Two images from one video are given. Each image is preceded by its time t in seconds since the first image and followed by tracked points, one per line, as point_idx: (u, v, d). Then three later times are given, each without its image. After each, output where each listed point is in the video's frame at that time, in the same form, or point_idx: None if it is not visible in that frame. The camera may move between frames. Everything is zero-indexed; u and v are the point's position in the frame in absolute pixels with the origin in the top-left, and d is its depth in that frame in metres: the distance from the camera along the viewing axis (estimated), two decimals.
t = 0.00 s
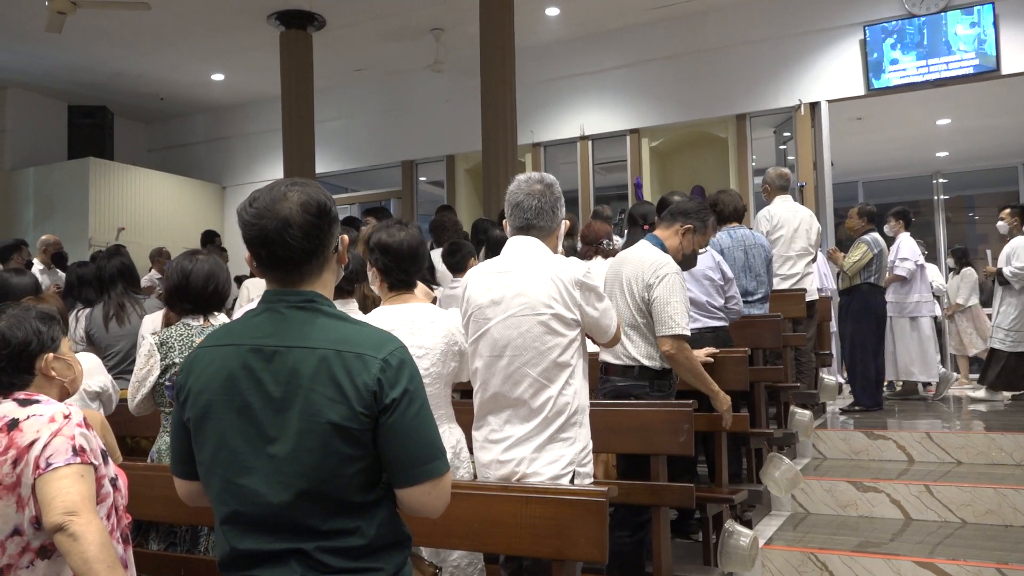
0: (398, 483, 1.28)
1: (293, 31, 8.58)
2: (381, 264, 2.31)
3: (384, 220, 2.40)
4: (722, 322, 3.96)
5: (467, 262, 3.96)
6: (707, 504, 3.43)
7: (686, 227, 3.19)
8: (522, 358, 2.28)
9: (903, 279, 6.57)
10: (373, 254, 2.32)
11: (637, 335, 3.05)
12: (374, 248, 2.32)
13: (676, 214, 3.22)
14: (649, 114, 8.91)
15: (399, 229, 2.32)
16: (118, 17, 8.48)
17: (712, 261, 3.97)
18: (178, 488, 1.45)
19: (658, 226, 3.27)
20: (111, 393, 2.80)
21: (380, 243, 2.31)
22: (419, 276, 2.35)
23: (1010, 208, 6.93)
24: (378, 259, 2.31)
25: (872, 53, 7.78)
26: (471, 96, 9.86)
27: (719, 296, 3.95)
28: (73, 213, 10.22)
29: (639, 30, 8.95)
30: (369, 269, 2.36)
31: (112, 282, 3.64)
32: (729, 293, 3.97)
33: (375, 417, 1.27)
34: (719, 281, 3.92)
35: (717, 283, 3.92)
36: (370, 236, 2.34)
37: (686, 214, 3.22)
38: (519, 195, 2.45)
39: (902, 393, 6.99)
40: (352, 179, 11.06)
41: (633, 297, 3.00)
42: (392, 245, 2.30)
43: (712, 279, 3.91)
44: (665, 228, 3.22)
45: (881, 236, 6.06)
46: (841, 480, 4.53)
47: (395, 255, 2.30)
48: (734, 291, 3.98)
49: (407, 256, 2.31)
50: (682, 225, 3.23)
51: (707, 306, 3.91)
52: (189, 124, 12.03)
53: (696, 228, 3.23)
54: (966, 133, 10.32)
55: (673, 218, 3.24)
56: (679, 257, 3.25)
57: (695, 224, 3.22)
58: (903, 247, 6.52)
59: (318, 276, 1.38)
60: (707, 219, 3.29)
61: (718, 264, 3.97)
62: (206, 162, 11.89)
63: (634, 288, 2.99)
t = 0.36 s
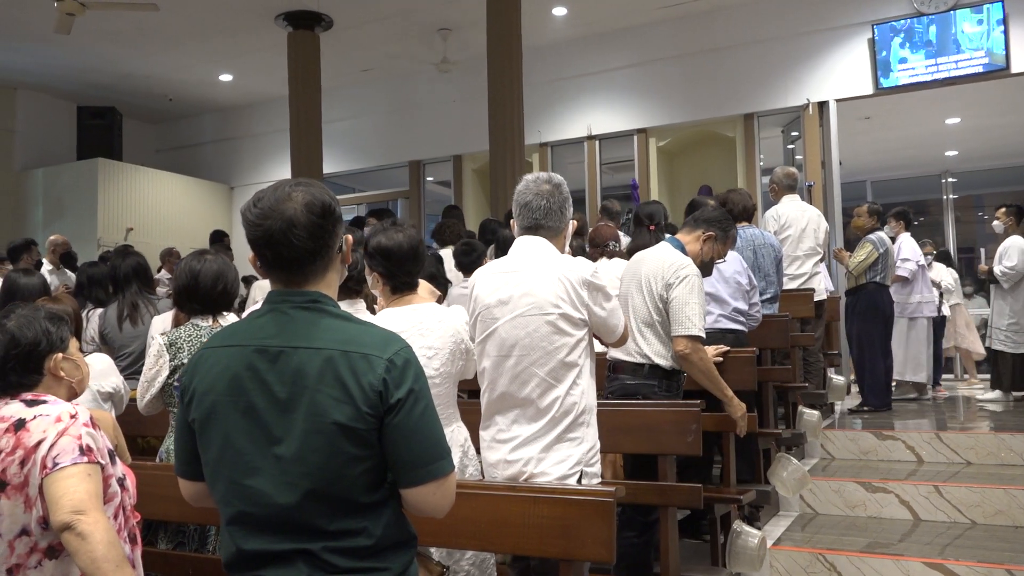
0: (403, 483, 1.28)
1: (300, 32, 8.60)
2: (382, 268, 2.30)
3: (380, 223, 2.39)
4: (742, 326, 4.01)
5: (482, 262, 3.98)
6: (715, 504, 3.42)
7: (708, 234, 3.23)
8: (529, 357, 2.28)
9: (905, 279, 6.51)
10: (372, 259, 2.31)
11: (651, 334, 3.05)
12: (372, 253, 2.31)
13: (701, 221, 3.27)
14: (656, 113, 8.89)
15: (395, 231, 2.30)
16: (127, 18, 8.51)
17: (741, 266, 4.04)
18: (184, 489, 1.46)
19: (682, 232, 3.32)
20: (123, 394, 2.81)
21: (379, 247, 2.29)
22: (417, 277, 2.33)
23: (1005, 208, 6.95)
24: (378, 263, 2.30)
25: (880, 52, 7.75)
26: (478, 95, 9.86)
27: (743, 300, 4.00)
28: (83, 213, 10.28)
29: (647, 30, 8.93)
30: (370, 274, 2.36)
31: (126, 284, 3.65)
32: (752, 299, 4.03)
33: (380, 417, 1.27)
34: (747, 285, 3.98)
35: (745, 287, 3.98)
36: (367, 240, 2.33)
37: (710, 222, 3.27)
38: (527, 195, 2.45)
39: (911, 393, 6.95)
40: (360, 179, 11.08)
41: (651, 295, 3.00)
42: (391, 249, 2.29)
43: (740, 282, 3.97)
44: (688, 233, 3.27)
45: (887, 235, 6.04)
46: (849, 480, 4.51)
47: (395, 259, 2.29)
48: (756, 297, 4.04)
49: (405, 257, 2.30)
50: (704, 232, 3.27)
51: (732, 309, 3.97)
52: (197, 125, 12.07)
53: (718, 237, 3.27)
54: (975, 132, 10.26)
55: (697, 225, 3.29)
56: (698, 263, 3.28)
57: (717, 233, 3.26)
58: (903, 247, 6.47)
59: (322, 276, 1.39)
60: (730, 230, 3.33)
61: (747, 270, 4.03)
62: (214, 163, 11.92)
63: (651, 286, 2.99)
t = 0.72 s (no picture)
0: (409, 482, 1.28)
1: (309, 32, 8.61)
2: (396, 268, 2.30)
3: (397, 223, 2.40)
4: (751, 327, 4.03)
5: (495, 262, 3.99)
6: (724, 504, 3.42)
7: (719, 237, 3.24)
8: (538, 357, 2.28)
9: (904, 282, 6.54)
10: (388, 258, 2.31)
11: (666, 333, 3.05)
12: (388, 253, 2.32)
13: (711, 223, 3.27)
14: (665, 113, 8.87)
15: (412, 231, 2.31)
16: (136, 20, 8.54)
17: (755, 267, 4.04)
18: (188, 489, 1.46)
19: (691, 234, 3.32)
20: (136, 394, 2.81)
21: (395, 246, 2.30)
22: (434, 277, 2.33)
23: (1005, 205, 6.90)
24: (392, 262, 2.31)
25: (890, 51, 7.72)
26: (486, 96, 9.86)
27: (755, 301, 4.02)
28: (92, 214, 10.33)
29: (654, 29, 8.92)
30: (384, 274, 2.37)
31: (146, 282, 3.66)
32: (764, 300, 4.05)
33: (386, 415, 1.27)
34: (761, 286, 4.00)
35: (759, 288, 4.00)
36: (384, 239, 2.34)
37: (720, 225, 3.27)
38: (535, 195, 2.45)
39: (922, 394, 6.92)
40: (368, 179, 11.10)
41: (668, 296, 3.01)
42: (407, 249, 2.30)
43: (755, 283, 3.98)
44: (698, 236, 3.27)
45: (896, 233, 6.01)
46: (859, 480, 4.50)
47: (408, 258, 2.29)
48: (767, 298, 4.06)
49: (417, 257, 2.30)
50: (714, 234, 3.27)
51: (745, 311, 3.97)
52: (206, 125, 12.10)
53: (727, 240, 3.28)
54: (985, 131, 10.21)
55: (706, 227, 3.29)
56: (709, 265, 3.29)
57: (727, 236, 3.27)
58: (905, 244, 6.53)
59: (327, 276, 1.39)
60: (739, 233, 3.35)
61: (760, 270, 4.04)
62: (222, 163, 11.96)
63: (674, 289, 3.00)
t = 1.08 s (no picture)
0: (415, 481, 1.28)
1: (319, 33, 8.64)
2: (415, 268, 2.30)
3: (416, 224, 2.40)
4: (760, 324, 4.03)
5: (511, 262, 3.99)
6: (736, 504, 3.41)
7: (720, 233, 3.27)
8: (548, 357, 2.27)
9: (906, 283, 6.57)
10: (408, 260, 2.31)
11: (691, 330, 3.08)
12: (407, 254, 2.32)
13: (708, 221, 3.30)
14: (675, 112, 8.85)
15: (430, 231, 2.32)
16: (148, 21, 8.59)
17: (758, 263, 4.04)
18: (194, 488, 1.46)
19: (692, 231, 3.34)
20: (157, 393, 2.82)
21: (415, 247, 2.30)
22: (450, 278, 2.33)
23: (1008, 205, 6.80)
24: (412, 263, 2.31)
25: (903, 49, 7.67)
26: (496, 95, 9.86)
27: (762, 298, 4.01)
28: (105, 215, 10.38)
29: (665, 28, 8.91)
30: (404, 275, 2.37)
31: (166, 279, 3.69)
32: (770, 296, 4.03)
33: (392, 415, 1.27)
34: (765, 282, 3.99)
35: (764, 285, 3.99)
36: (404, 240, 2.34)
37: (720, 221, 3.29)
38: (546, 195, 2.45)
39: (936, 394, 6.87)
40: (379, 180, 11.12)
41: (696, 294, 3.05)
42: (425, 249, 2.30)
43: (758, 280, 3.98)
44: (699, 233, 3.30)
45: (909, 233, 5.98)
46: (872, 481, 4.47)
47: (427, 258, 2.29)
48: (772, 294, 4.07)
49: (435, 257, 2.29)
50: (715, 231, 3.30)
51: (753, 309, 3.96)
52: (217, 126, 12.15)
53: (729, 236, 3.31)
54: (999, 129, 10.13)
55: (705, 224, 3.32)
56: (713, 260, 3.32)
57: (729, 231, 3.30)
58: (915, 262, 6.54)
59: (335, 277, 1.39)
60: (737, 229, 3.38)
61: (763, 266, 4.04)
62: (234, 164, 12.00)
63: (700, 285, 3.04)
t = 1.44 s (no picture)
0: (418, 479, 1.29)
1: (329, 34, 8.66)
2: (432, 266, 2.30)
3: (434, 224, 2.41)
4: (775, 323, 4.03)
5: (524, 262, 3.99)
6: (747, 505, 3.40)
7: (718, 234, 3.26)
8: (559, 357, 2.27)
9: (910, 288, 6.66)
10: (424, 257, 2.31)
11: (712, 329, 3.10)
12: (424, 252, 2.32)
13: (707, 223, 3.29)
14: (686, 111, 8.83)
15: (445, 229, 2.32)
16: (159, 23, 8.64)
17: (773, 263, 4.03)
18: (201, 486, 1.47)
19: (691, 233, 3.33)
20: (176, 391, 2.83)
21: (431, 244, 2.30)
22: (465, 277, 2.32)
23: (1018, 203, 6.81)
24: (429, 261, 2.30)
25: (915, 47, 7.63)
26: (506, 95, 9.86)
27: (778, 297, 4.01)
28: (117, 215, 10.45)
29: (675, 27, 8.89)
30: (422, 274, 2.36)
31: (183, 278, 3.72)
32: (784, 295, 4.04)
33: (395, 413, 1.28)
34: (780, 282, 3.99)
35: (779, 285, 3.99)
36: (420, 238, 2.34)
37: (718, 222, 3.29)
38: (556, 195, 2.45)
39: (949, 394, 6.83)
40: (389, 180, 11.14)
41: (713, 294, 3.06)
42: (441, 246, 2.30)
43: (773, 280, 3.98)
44: (699, 234, 3.28)
45: (923, 232, 5.95)
46: (884, 482, 4.44)
47: (443, 255, 2.29)
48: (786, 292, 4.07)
49: (450, 255, 2.29)
50: (714, 233, 3.29)
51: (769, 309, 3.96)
52: (229, 126, 12.20)
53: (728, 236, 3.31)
54: (1013, 127, 10.05)
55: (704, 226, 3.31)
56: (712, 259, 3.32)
57: (726, 231, 3.29)
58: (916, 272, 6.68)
59: (338, 278, 1.40)
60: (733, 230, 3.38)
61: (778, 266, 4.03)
62: (245, 165, 12.05)
63: (713, 285, 3.05)
